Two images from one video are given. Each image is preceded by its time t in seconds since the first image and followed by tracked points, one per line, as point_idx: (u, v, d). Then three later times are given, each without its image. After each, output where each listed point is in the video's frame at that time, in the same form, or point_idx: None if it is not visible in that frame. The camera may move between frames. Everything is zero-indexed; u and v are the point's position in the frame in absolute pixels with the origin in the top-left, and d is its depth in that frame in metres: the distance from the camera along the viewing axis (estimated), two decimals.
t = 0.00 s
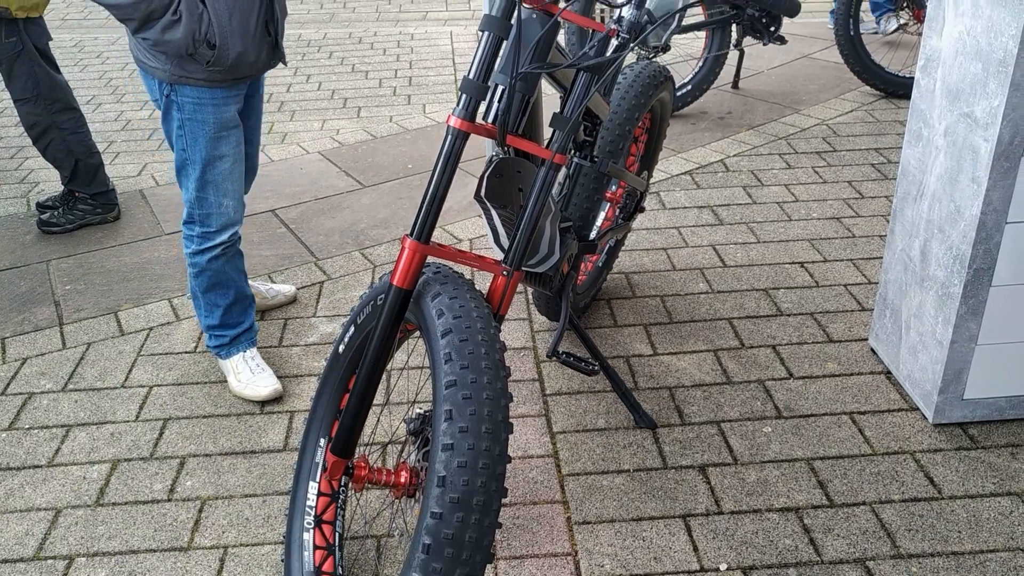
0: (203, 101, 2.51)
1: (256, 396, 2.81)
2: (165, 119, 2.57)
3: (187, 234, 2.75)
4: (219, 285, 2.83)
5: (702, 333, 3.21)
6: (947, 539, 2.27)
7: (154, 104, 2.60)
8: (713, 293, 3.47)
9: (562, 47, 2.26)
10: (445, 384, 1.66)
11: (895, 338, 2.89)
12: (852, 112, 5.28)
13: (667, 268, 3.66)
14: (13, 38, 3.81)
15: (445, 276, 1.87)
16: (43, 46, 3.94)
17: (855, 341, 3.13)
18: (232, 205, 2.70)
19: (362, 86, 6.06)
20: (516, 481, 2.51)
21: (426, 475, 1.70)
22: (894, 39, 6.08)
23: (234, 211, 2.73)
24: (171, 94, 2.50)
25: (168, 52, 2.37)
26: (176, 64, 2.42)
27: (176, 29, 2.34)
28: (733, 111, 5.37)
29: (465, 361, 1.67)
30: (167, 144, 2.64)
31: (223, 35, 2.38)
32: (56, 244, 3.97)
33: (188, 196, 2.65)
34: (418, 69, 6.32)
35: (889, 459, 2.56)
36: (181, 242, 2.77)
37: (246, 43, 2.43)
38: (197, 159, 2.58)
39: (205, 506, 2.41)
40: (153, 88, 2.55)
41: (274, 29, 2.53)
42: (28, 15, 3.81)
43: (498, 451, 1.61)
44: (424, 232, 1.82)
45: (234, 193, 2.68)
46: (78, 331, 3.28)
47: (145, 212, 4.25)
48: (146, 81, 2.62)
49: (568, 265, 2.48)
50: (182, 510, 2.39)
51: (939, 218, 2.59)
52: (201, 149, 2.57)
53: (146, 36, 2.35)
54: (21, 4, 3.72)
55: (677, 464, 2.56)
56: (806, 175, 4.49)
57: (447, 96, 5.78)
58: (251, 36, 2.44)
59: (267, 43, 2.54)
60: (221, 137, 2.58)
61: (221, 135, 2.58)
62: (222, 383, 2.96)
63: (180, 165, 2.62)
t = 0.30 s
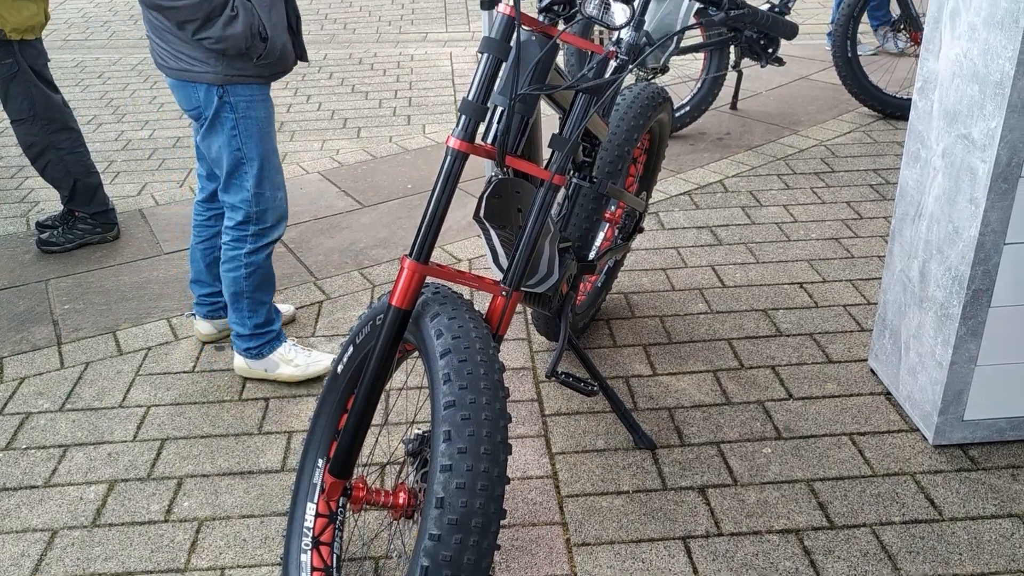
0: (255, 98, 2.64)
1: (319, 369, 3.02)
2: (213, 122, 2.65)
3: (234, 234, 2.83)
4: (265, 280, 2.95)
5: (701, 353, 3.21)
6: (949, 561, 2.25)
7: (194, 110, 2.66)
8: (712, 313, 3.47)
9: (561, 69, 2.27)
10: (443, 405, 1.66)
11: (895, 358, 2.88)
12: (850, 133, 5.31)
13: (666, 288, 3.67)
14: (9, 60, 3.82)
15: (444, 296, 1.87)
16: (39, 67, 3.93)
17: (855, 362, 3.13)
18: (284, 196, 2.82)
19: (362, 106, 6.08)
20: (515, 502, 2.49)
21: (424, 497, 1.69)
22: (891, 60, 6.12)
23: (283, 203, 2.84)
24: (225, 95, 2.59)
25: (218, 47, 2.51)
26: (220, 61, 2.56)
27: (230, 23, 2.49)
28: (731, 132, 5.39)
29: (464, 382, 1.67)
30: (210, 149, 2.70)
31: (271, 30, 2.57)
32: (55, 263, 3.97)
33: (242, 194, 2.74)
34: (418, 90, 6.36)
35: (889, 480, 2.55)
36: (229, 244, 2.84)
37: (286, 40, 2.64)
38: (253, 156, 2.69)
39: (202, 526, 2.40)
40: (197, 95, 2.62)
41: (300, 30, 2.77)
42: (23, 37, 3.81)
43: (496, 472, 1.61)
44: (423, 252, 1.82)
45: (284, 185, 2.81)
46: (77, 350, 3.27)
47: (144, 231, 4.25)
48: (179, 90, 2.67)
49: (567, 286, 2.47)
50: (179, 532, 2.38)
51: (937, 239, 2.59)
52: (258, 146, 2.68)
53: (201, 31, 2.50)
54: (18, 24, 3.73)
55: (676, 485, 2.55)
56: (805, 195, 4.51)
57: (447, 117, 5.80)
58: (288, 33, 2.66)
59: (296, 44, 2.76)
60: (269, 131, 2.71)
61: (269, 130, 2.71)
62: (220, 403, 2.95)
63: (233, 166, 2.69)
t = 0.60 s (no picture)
0: (308, 102, 2.88)
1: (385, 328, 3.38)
2: (269, 133, 2.84)
3: (304, 230, 3.06)
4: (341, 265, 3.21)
5: (703, 374, 3.20)
6: None
7: (245, 125, 2.82)
8: (713, 334, 3.47)
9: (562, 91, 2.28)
10: (445, 427, 1.66)
11: (896, 380, 2.88)
12: (850, 155, 5.33)
13: (667, 309, 3.67)
14: (10, 81, 3.82)
15: (445, 317, 1.87)
16: (40, 89, 3.91)
17: (856, 384, 3.12)
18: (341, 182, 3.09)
19: (364, 127, 6.12)
20: (516, 524, 2.48)
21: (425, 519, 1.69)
22: (891, 82, 6.16)
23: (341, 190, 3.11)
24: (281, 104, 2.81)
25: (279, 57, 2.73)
26: (280, 68, 2.77)
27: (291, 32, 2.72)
28: (731, 153, 5.42)
29: (465, 404, 1.67)
30: (269, 158, 2.89)
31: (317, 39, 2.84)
32: (56, 283, 3.98)
33: (313, 193, 2.97)
34: (419, 111, 6.39)
35: (891, 502, 2.54)
36: (309, 242, 3.09)
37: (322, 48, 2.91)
38: (314, 156, 2.93)
39: (202, 547, 2.39)
40: (252, 110, 2.80)
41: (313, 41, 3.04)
42: (23, 59, 3.81)
43: (498, 494, 1.61)
44: (425, 273, 1.82)
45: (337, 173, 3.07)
46: (78, 370, 3.27)
47: (146, 251, 4.26)
48: (225, 108, 2.81)
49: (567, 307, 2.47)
50: (179, 552, 2.37)
51: (938, 261, 2.60)
52: (317, 144, 2.92)
53: (268, 42, 2.71)
54: (19, 47, 3.72)
55: (677, 507, 2.54)
56: (805, 216, 4.52)
57: (448, 138, 5.83)
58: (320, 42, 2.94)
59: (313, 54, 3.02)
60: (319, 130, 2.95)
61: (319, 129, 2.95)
62: (221, 423, 2.95)
63: (298, 170, 2.92)
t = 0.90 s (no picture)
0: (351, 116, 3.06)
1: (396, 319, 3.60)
2: (319, 146, 2.99)
3: (342, 235, 3.23)
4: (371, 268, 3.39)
5: (704, 397, 3.20)
6: None
7: (297, 140, 2.95)
8: (715, 356, 3.47)
9: (564, 115, 2.30)
10: (447, 450, 1.66)
11: (898, 403, 2.88)
12: (850, 177, 5.35)
13: (668, 331, 3.67)
14: (11, 104, 3.80)
15: (447, 340, 1.88)
16: (41, 112, 3.90)
17: (858, 406, 3.12)
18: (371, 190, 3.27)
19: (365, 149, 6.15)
20: (518, 548, 2.47)
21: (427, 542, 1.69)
22: (890, 105, 6.20)
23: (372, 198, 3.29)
24: (331, 118, 2.98)
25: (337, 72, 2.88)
26: (333, 81, 2.93)
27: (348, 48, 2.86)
28: (732, 176, 5.44)
29: (468, 427, 1.68)
30: (317, 170, 3.04)
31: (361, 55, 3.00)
32: (57, 304, 3.99)
33: (355, 200, 3.15)
34: (420, 133, 6.42)
35: (894, 526, 2.53)
36: (348, 248, 3.25)
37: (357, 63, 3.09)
38: (356, 167, 3.11)
39: (202, 571, 2.37)
40: (307, 125, 2.93)
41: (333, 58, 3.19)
42: (26, 82, 3.80)
43: (500, 518, 1.61)
44: (428, 296, 1.83)
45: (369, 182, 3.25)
46: (78, 392, 3.26)
47: (147, 272, 4.27)
48: (279, 125, 2.93)
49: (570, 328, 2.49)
50: None
51: (939, 284, 2.60)
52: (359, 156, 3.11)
53: (333, 60, 2.83)
54: (20, 70, 3.72)
55: (680, 530, 2.53)
56: (806, 238, 4.53)
57: (449, 159, 5.86)
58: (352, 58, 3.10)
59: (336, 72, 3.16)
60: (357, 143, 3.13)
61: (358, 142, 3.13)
62: (221, 444, 2.94)
63: (343, 180, 3.08)
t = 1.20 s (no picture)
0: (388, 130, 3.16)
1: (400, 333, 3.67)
2: (369, 159, 3.08)
3: (361, 251, 3.24)
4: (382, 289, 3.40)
5: (704, 417, 3.19)
6: None
7: (346, 151, 3.03)
8: (714, 376, 3.47)
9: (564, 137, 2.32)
10: (448, 472, 1.67)
11: (898, 424, 2.87)
12: (848, 197, 5.37)
13: (668, 351, 3.67)
14: (13, 125, 3.81)
15: (448, 361, 1.88)
16: (43, 133, 3.91)
17: (858, 427, 3.12)
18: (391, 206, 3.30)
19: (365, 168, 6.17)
20: (518, 569, 2.46)
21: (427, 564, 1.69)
22: (887, 126, 6.23)
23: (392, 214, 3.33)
24: (380, 132, 3.08)
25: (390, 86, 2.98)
26: (383, 95, 3.02)
27: (400, 66, 2.98)
28: (730, 196, 5.46)
29: (469, 448, 1.68)
30: (349, 181, 3.09)
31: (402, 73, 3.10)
32: (56, 323, 3.99)
33: (377, 216, 3.19)
34: (419, 154, 6.45)
35: (895, 547, 2.52)
36: (368, 262, 3.28)
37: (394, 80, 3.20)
38: (387, 184, 3.18)
39: None
40: (354, 137, 3.02)
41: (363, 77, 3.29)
42: (29, 103, 3.81)
43: (501, 540, 1.61)
44: (429, 316, 1.83)
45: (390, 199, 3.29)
46: (77, 412, 3.26)
47: (147, 292, 4.27)
48: (331, 137, 3.01)
49: (570, 349, 2.49)
50: None
51: (938, 304, 2.61)
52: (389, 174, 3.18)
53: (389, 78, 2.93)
54: (23, 91, 3.73)
55: (680, 551, 2.52)
56: (804, 258, 4.55)
57: (448, 179, 5.88)
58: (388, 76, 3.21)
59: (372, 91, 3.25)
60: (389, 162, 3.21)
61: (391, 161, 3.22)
62: (220, 465, 2.93)
63: (371, 194, 3.14)
